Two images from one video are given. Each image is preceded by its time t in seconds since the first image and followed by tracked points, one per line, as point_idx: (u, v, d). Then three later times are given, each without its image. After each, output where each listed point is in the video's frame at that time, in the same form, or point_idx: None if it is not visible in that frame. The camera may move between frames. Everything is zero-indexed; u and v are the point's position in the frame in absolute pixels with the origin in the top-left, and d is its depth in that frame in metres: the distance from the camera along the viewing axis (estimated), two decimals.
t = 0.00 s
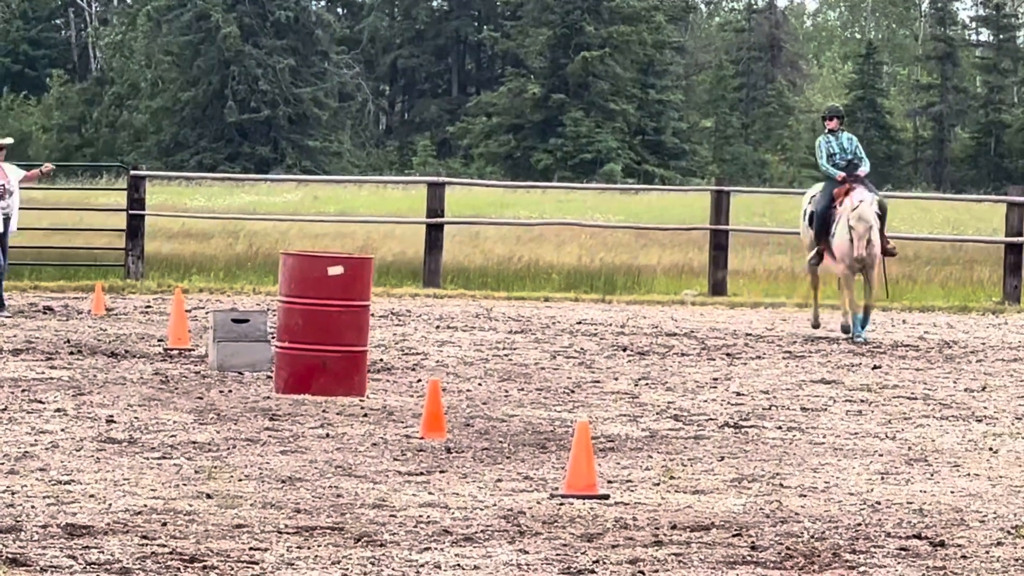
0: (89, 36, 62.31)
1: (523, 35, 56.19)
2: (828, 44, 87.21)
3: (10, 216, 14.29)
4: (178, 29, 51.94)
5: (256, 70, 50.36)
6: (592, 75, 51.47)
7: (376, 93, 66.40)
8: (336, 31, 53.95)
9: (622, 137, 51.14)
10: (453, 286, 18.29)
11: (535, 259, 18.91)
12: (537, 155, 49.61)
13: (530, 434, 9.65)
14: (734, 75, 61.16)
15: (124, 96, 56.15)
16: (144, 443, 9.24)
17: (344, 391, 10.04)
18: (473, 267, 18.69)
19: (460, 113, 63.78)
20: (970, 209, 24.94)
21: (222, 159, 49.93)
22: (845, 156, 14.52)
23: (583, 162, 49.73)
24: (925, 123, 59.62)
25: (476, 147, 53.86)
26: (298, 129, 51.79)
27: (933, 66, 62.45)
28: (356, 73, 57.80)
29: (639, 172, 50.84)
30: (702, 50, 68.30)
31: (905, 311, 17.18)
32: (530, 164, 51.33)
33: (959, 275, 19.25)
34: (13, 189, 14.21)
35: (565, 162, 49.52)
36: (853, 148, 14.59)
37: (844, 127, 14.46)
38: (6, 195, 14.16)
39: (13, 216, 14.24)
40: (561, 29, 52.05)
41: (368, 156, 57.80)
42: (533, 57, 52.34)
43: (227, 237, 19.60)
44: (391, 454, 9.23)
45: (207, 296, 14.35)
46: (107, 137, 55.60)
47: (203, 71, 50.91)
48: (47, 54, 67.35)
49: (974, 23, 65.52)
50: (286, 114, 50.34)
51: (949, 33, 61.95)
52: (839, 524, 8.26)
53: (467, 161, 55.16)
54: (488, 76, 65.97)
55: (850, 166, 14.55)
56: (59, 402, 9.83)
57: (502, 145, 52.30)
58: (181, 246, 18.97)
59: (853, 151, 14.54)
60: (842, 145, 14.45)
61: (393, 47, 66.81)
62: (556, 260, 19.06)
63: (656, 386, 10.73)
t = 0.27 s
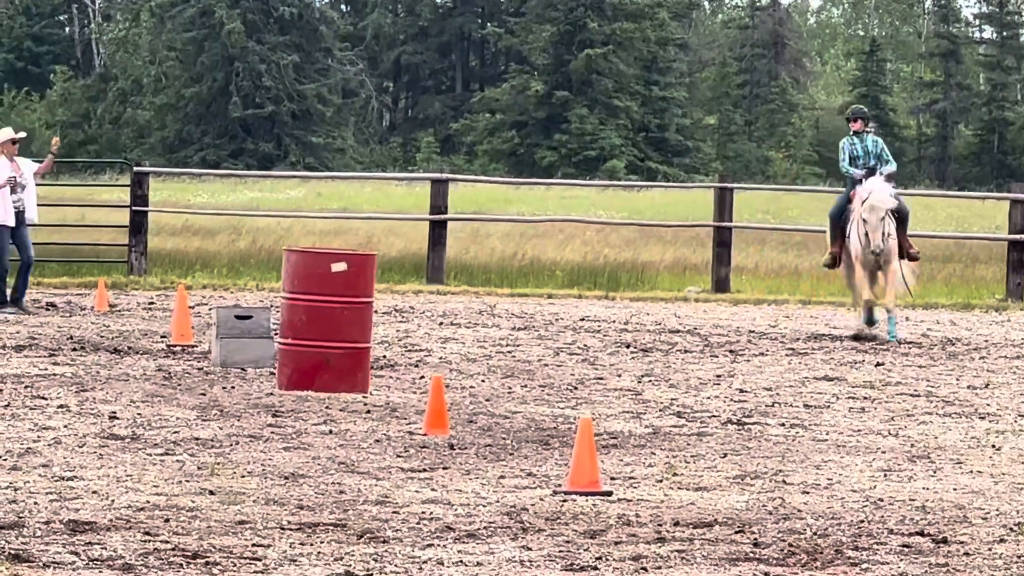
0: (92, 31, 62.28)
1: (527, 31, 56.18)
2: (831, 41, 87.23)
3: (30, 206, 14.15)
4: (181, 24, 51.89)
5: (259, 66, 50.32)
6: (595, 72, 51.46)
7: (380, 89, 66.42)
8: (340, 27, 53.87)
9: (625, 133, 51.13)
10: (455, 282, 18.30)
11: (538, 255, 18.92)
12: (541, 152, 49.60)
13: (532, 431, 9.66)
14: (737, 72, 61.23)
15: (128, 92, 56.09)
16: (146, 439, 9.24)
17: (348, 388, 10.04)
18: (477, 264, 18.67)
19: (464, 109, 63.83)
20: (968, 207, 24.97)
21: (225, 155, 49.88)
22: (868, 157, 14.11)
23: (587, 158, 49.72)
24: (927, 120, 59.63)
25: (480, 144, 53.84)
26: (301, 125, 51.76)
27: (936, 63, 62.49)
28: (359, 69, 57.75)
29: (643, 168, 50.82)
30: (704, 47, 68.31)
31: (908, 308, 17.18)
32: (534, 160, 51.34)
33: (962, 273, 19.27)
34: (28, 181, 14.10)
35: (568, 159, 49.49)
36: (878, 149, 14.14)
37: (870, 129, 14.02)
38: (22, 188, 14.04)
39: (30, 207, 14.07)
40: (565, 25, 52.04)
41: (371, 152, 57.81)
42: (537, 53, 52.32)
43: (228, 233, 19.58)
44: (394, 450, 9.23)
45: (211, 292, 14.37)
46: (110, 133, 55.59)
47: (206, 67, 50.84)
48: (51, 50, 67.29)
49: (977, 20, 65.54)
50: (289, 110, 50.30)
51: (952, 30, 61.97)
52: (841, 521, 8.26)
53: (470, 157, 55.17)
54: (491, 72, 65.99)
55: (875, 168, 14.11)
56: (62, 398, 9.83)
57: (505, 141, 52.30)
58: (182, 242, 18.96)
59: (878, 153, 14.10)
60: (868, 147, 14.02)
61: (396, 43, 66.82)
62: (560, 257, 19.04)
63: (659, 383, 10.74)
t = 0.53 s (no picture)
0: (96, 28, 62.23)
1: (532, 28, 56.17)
2: (835, 38, 87.24)
3: (47, 207, 14.08)
4: (187, 21, 51.86)
5: (264, 62, 50.30)
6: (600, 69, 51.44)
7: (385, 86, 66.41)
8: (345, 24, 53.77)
9: (629, 130, 51.12)
10: (460, 279, 18.33)
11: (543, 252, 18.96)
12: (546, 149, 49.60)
13: (536, 427, 9.66)
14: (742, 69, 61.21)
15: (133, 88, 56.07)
16: (150, 436, 9.24)
17: (352, 384, 10.03)
18: (482, 261, 18.68)
19: (468, 105, 63.85)
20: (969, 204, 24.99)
21: (230, 151, 49.87)
22: (881, 155, 13.83)
23: (592, 155, 49.72)
24: (931, 117, 59.62)
25: (484, 141, 53.84)
26: (305, 122, 51.74)
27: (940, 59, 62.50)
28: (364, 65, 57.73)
29: (647, 166, 50.80)
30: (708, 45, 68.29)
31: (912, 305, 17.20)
32: (538, 157, 51.35)
33: (966, 270, 19.30)
34: (48, 182, 14.03)
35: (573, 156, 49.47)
36: (893, 146, 13.84)
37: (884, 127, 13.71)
38: (41, 187, 14.01)
39: (48, 208, 14.06)
40: (570, 22, 52.01)
41: (376, 148, 57.80)
42: (542, 49, 52.28)
43: (231, 230, 19.59)
44: (398, 447, 9.23)
45: (215, 288, 14.36)
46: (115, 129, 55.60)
47: (211, 64, 50.79)
48: (55, 46, 67.30)
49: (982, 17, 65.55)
50: (294, 106, 50.28)
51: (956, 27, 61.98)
52: (845, 518, 8.26)
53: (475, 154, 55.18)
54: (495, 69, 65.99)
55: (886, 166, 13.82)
56: (67, 394, 9.83)
57: (510, 138, 52.30)
58: (184, 239, 18.96)
59: (890, 150, 13.81)
60: (878, 146, 13.74)
61: (401, 40, 66.81)
62: (564, 254, 19.06)
63: (664, 379, 10.75)
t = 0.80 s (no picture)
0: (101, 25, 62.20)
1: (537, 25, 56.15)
2: (840, 36, 87.15)
3: (68, 204, 14.04)
4: (192, 18, 51.84)
5: (269, 60, 50.28)
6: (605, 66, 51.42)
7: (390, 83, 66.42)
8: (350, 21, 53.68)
9: (635, 128, 51.10)
10: (465, 276, 18.35)
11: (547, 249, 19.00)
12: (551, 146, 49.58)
13: (542, 425, 9.65)
14: (747, 66, 61.17)
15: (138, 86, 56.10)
16: (156, 433, 9.25)
17: (358, 381, 10.04)
18: (487, 258, 18.71)
19: (473, 103, 63.84)
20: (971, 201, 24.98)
21: (235, 149, 49.87)
22: (887, 152, 14.12)
23: (597, 153, 49.71)
24: (937, 115, 59.58)
25: (490, 138, 53.83)
26: (310, 119, 51.73)
27: (946, 57, 62.44)
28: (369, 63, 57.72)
29: (652, 163, 50.78)
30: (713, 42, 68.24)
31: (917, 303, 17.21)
32: (543, 155, 51.34)
33: (970, 267, 19.31)
34: (69, 180, 13.95)
35: (579, 153, 49.44)
36: (898, 144, 14.10)
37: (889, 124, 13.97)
38: (63, 185, 13.96)
39: (70, 204, 14.01)
40: (575, 20, 52.00)
41: (381, 146, 57.80)
42: (547, 47, 52.22)
43: (235, 228, 19.61)
44: (403, 444, 9.23)
45: (221, 286, 14.37)
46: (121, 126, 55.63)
47: (216, 61, 50.78)
48: (60, 43, 67.33)
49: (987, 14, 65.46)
50: (299, 104, 50.27)
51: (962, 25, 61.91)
52: (850, 515, 8.27)
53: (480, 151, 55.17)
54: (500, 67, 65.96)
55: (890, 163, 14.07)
56: (72, 391, 9.84)
57: (515, 135, 52.29)
58: (189, 236, 18.98)
59: (895, 148, 14.07)
60: (881, 142, 14.03)
61: (406, 37, 66.79)
62: (569, 251, 19.08)
63: (669, 376, 10.75)
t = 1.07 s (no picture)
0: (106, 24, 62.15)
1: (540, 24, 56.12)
2: (844, 34, 87.06)
3: (82, 202, 13.90)
4: (196, 17, 51.81)
5: (273, 59, 50.26)
6: (609, 65, 51.40)
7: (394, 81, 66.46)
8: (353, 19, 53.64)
9: (639, 127, 51.09)
10: (469, 274, 18.35)
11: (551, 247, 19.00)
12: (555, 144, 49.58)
13: (546, 423, 9.65)
14: (751, 65, 61.12)
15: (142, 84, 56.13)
16: (160, 431, 9.25)
17: (362, 379, 10.03)
18: (491, 257, 18.69)
19: (477, 102, 63.81)
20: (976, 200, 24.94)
21: (239, 147, 49.88)
22: (880, 152, 13.80)
23: (601, 152, 49.70)
24: (942, 113, 59.55)
25: (494, 137, 53.84)
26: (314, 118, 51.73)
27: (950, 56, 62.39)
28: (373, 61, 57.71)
29: (656, 162, 50.77)
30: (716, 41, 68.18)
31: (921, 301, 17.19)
32: (548, 154, 51.33)
33: (975, 266, 19.29)
34: (83, 178, 13.82)
35: (583, 152, 49.43)
36: (892, 144, 13.77)
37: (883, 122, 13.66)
38: (76, 184, 13.84)
39: (82, 202, 13.90)
40: (579, 18, 51.98)
41: (385, 144, 57.83)
42: (551, 45, 52.20)
43: (238, 227, 19.61)
44: (407, 442, 9.23)
45: (226, 284, 14.35)
46: (125, 124, 55.67)
47: (220, 60, 50.75)
48: (64, 41, 67.37)
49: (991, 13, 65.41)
50: (303, 103, 50.26)
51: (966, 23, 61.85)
52: (855, 513, 8.26)
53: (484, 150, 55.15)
54: (504, 65, 65.94)
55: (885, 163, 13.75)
56: (76, 390, 9.84)
57: (519, 134, 52.28)
58: (192, 235, 18.98)
59: (889, 146, 13.75)
60: (875, 141, 13.70)
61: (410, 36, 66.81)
62: (572, 249, 19.08)
63: (673, 374, 10.74)
